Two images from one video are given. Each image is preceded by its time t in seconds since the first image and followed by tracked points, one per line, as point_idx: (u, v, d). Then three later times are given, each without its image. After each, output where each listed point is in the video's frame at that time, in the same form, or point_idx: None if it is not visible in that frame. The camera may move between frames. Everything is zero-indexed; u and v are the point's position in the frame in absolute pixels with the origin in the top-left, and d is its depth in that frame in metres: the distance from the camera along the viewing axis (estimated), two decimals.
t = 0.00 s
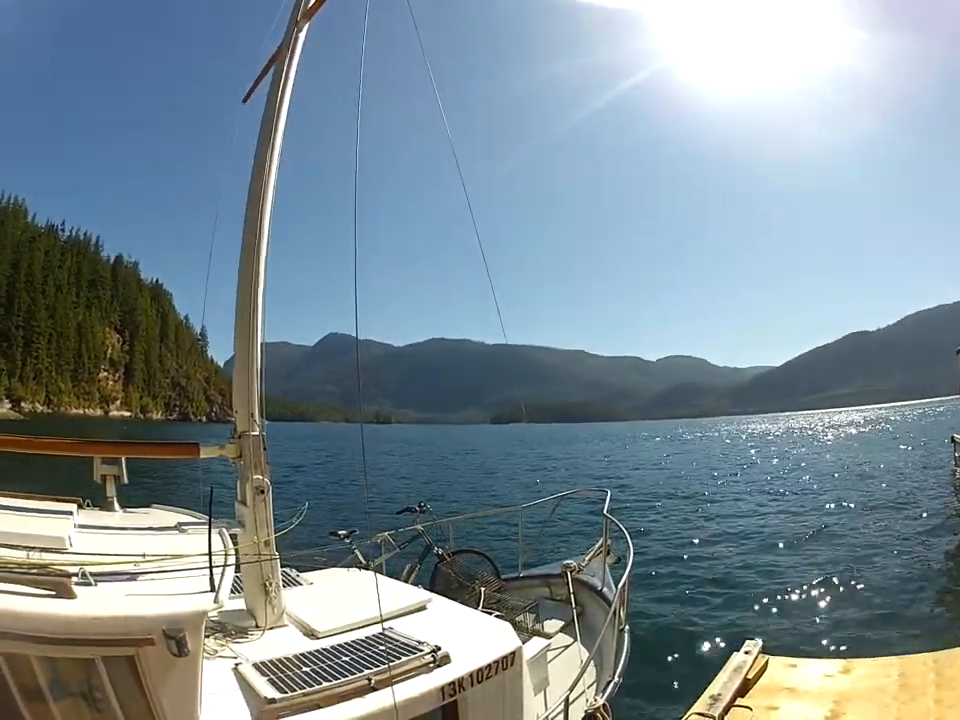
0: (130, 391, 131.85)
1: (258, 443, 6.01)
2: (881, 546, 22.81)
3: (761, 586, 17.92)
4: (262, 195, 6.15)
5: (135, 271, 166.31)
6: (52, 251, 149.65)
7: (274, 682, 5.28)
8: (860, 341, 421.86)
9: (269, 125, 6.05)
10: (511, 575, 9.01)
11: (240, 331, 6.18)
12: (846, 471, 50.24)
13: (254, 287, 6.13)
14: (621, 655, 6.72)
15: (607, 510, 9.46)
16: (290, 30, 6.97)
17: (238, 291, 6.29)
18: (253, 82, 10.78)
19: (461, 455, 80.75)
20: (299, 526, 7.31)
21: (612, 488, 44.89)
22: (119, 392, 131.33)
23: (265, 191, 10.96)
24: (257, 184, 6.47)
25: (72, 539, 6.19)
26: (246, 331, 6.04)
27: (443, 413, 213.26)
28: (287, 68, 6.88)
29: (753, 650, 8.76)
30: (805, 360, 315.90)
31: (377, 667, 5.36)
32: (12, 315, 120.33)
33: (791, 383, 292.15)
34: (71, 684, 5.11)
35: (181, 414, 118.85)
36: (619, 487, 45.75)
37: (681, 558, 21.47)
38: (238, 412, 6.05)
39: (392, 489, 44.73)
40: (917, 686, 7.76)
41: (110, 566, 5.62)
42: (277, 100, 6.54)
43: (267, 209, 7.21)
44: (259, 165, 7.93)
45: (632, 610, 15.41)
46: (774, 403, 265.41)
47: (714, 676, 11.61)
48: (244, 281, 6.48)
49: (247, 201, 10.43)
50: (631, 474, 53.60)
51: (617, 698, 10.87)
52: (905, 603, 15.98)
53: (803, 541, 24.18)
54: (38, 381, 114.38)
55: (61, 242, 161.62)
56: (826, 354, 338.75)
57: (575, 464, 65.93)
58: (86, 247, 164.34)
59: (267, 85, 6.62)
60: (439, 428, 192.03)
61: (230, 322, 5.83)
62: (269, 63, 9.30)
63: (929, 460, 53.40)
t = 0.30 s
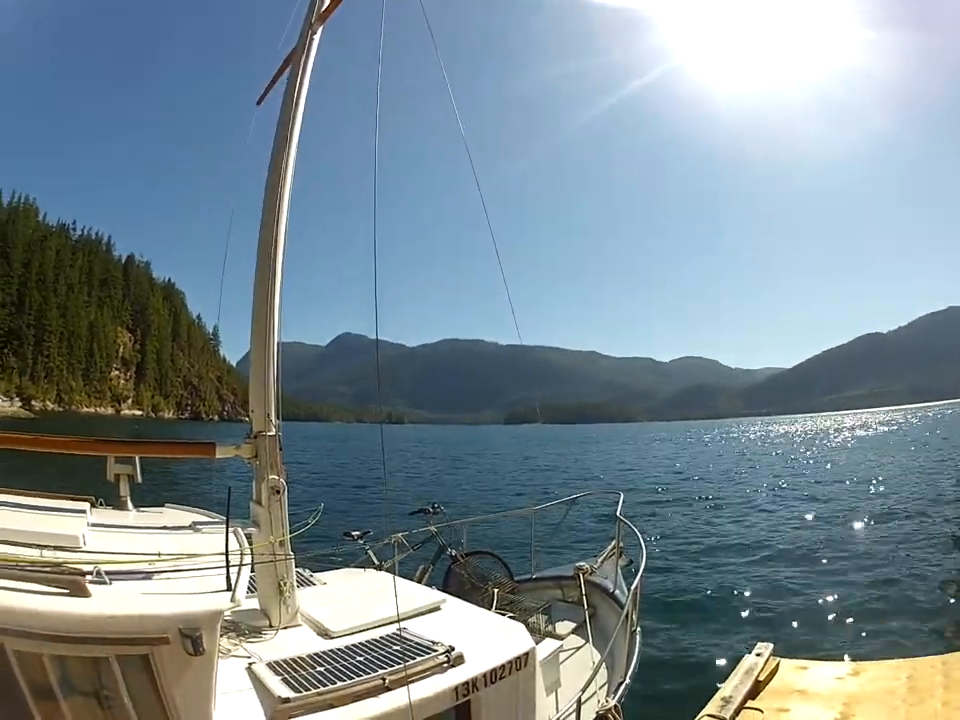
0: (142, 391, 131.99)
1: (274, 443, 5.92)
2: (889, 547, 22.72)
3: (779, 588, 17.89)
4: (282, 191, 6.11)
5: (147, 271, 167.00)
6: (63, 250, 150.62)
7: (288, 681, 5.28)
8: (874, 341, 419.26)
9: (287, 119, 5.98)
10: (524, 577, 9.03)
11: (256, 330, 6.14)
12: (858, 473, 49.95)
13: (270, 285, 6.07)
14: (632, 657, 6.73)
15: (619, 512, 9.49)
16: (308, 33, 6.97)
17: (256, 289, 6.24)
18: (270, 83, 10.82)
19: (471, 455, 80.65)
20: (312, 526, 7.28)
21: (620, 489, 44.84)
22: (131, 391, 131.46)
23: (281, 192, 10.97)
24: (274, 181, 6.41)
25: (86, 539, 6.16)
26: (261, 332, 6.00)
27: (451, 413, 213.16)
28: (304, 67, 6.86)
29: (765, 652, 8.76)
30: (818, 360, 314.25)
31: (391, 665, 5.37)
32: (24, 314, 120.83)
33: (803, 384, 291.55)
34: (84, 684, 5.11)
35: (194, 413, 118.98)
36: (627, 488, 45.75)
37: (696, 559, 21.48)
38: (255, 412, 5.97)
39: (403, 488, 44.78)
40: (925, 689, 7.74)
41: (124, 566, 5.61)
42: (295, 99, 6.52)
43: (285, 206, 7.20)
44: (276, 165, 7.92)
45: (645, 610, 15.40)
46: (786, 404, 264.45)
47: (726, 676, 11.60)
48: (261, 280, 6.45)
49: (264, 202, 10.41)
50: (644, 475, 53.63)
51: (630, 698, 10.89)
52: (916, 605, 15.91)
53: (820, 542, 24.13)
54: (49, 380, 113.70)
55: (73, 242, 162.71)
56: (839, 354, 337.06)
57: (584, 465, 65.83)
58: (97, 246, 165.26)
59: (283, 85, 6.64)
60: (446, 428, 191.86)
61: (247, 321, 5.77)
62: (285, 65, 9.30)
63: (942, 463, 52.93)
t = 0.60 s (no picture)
0: (155, 396, 133.06)
1: (291, 449, 5.77)
2: (902, 547, 22.59)
3: (797, 588, 17.85)
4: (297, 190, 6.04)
5: (158, 276, 168.53)
6: (74, 256, 149.32)
7: (306, 687, 5.26)
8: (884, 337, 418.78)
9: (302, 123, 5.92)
10: (540, 579, 9.01)
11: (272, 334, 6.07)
12: (871, 472, 49.57)
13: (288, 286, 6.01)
14: (649, 658, 6.70)
15: (635, 514, 9.46)
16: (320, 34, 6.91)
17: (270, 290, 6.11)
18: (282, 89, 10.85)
19: (484, 457, 80.78)
20: (329, 530, 7.26)
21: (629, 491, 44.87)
22: (144, 397, 132.57)
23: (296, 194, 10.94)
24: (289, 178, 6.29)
25: (101, 546, 6.11)
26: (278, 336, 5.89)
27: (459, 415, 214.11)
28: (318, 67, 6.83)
29: (781, 653, 8.75)
30: (828, 358, 313.19)
31: (411, 670, 5.35)
32: (35, 319, 120.04)
33: (814, 383, 291.39)
34: (101, 689, 5.08)
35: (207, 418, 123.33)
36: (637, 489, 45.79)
37: (713, 560, 21.43)
38: (272, 415, 5.85)
39: (417, 489, 44.65)
40: (937, 687, 7.72)
41: (140, 573, 5.55)
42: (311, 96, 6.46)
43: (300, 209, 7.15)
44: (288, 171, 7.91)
45: (661, 611, 15.42)
46: (798, 403, 264.16)
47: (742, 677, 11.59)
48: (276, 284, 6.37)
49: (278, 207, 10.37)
50: (658, 476, 53.60)
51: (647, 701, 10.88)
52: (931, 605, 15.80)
53: (837, 542, 24.03)
54: (61, 386, 114.79)
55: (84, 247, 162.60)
56: (849, 353, 336.23)
57: (596, 466, 65.75)
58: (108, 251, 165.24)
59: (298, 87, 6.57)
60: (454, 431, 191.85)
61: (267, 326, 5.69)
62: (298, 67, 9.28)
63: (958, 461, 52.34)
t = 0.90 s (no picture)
0: (179, 403, 134.99)
1: (324, 454, 5.46)
2: (923, 546, 22.38)
3: (828, 589, 17.59)
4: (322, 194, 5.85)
5: (181, 284, 171.36)
6: (95, 266, 152.69)
7: (340, 695, 5.24)
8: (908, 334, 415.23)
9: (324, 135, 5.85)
10: (571, 581, 8.99)
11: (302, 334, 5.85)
12: (893, 471, 49.07)
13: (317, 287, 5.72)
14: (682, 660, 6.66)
15: (666, 514, 9.46)
16: (339, 36, 6.76)
17: (298, 293, 5.94)
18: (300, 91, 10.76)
19: (506, 460, 81.09)
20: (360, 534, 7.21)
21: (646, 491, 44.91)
22: (169, 403, 134.11)
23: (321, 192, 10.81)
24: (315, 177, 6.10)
25: (129, 555, 6.01)
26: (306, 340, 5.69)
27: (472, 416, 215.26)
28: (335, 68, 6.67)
29: (807, 652, 8.73)
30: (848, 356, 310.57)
31: (446, 677, 5.34)
32: (58, 328, 120.67)
33: (835, 381, 291.02)
34: (129, 697, 5.13)
35: (231, 424, 130.33)
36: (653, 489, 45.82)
37: (740, 561, 21.29)
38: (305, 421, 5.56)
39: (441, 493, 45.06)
40: None
41: (169, 584, 5.44)
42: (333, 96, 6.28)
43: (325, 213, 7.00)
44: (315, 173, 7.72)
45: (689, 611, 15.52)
46: (820, 403, 263.43)
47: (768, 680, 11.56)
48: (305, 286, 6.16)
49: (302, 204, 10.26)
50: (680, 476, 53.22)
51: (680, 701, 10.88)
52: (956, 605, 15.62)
53: (857, 541, 23.86)
54: (85, 394, 115.12)
55: (106, 256, 165.49)
56: (869, 350, 333.26)
57: (616, 467, 65.78)
58: (130, 260, 168.31)
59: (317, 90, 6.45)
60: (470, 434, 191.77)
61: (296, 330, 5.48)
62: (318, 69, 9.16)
63: None
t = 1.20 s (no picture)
0: (212, 410, 143.82)
1: (367, 459, 5.33)
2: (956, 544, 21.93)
3: (868, 589, 17.24)
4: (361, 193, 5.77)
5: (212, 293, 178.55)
6: (123, 275, 154.96)
7: (384, 700, 5.22)
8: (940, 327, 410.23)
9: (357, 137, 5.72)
10: (610, 579, 9.04)
11: (341, 337, 5.77)
12: (928, 467, 48.02)
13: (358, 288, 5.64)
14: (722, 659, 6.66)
15: (706, 513, 9.43)
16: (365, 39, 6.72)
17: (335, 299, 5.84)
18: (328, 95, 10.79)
19: (540, 461, 81.75)
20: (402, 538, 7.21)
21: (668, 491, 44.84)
22: (201, 411, 142.13)
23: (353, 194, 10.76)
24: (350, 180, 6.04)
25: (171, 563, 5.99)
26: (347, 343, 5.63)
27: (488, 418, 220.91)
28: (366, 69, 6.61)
29: (841, 649, 8.74)
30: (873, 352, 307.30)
31: (490, 680, 5.33)
32: (88, 337, 123.65)
33: (867, 376, 289.10)
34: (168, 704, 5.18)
35: (264, 430, 146.20)
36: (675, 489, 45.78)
37: (770, 559, 21.15)
38: (346, 426, 5.45)
39: (472, 493, 45.85)
40: None
41: (211, 593, 5.38)
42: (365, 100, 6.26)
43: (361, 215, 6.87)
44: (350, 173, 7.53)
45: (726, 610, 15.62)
46: (854, 400, 261.83)
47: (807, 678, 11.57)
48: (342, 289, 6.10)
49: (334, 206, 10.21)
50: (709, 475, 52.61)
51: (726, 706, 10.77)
52: None
53: (889, 540, 23.49)
54: (116, 402, 120.34)
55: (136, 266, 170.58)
56: (893, 346, 330.12)
57: (646, 467, 65.62)
58: (159, 269, 172.36)
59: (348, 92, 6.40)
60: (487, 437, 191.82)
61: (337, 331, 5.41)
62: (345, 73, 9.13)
63: None
